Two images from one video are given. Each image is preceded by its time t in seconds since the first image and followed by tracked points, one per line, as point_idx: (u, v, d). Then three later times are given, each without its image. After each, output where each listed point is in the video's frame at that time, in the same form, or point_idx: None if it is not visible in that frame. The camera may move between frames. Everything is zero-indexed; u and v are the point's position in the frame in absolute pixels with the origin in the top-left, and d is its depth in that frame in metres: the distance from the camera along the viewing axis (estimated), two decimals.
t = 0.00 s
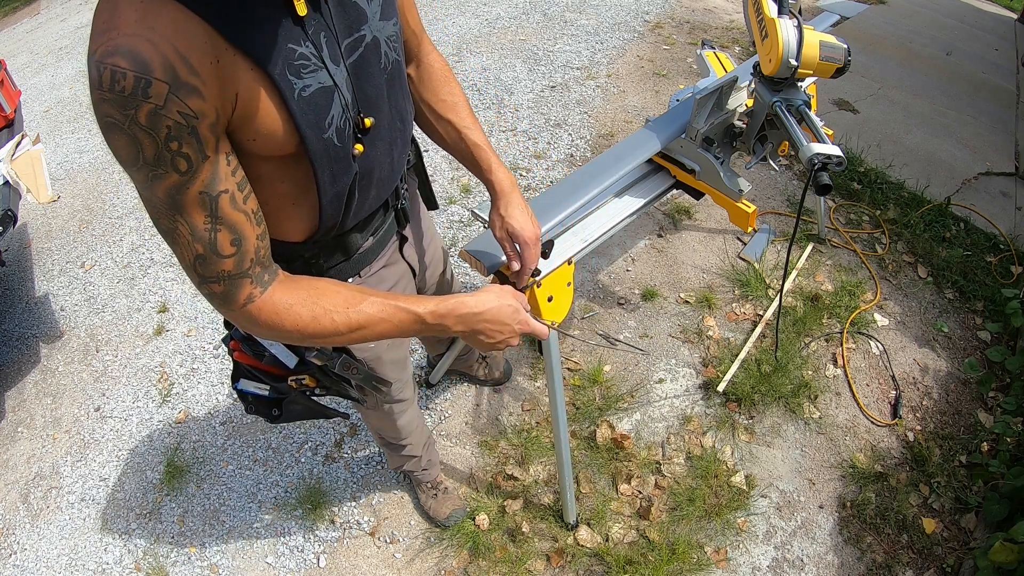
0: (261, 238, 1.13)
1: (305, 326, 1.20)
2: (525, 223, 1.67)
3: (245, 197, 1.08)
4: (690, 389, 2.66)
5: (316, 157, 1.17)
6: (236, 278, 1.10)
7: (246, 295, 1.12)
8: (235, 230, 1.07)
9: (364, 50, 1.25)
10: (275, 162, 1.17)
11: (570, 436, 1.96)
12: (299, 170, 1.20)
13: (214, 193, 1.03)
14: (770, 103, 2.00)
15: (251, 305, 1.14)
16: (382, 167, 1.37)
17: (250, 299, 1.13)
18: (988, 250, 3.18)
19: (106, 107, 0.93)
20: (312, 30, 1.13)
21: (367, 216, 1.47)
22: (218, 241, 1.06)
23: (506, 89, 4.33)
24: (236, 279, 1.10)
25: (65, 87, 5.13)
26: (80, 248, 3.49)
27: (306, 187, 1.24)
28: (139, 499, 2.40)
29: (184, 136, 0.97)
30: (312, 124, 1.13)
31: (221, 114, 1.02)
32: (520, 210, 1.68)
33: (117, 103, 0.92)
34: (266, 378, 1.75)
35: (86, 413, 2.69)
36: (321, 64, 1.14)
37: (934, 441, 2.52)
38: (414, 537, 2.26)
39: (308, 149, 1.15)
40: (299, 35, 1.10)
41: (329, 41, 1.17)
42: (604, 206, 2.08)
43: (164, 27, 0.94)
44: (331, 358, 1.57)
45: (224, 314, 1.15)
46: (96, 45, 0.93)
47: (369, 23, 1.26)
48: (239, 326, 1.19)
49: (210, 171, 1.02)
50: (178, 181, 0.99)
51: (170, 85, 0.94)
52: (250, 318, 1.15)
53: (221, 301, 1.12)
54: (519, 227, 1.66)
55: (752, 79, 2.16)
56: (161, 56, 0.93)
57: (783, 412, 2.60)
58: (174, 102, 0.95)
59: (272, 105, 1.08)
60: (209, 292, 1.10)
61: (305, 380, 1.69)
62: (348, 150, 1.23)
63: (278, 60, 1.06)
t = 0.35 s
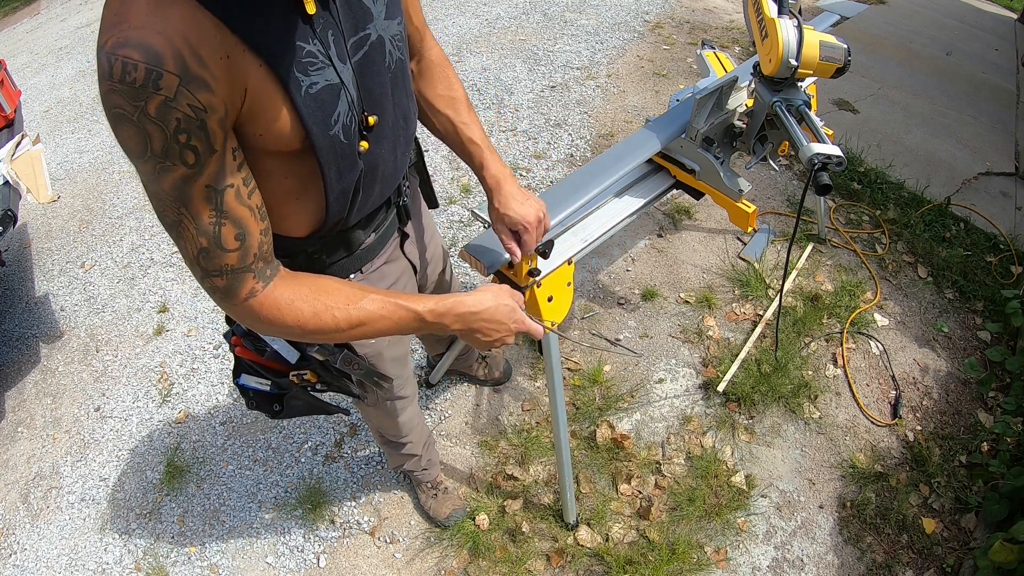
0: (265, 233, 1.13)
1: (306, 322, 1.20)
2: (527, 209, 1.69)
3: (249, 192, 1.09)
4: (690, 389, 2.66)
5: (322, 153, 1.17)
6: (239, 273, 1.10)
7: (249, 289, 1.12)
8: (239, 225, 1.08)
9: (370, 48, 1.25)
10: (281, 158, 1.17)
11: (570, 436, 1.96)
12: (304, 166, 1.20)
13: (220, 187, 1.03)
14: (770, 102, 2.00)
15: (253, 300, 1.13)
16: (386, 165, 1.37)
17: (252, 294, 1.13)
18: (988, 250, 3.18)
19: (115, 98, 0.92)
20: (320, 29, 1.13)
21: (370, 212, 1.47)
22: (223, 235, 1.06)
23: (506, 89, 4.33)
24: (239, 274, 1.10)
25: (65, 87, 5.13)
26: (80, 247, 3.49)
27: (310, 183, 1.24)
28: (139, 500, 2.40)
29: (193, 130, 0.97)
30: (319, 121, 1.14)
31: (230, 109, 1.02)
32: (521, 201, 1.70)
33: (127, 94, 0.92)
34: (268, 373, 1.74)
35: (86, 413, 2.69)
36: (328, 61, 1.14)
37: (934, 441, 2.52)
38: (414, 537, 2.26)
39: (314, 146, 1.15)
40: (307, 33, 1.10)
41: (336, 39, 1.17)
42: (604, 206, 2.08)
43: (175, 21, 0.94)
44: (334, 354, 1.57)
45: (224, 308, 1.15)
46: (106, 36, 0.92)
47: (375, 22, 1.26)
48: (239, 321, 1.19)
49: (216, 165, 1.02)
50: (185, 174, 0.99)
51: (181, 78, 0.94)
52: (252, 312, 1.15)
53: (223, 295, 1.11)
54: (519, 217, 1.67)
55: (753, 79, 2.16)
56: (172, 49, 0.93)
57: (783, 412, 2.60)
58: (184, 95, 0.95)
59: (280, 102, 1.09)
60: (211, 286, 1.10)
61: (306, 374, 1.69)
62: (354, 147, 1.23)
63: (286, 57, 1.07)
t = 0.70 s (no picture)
0: (240, 235, 1.13)
1: (267, 322, 1.19)
2: (472, 196, 1.79)
3: (232, 193, 1.09)
4: (691, 389, 2.66)
5: (329, 154, 1.17)
6: (207, 269, 1.09)
7: (215, 285, 1.11)
8: (215, 223, 1.07)
9: (379, 51, 1.25)
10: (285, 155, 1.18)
11: (570, 436, 1.95)
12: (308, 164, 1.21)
13: (204, 184, 1.03)
14: (769, 102, 2.00)
15: (217, 296, 1.12)
16: (392, 166, 1.37)
17: (217, 290, 1.12)
18: (988, 250, 3.18)
19: (117, 84, 0.92)
20: (331, 32, 1.13)
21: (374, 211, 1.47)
22: (197, 230, 1.06)
23: (506, 89, 4.33)
24: (207, 269, 1.09)
25: (65, 87, 5.13)
26: (80, 247, 3.49)
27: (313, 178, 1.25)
28: (139, 499, 2.40)
29: (187, 124, 0.97)
30: (324, 120, 1.14)
31: (231, 106, 1.02)
32: (469, 187, 1.80)
33: (129, 81, 0.92)
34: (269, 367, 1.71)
35: (86, 413, 2.69)
36: (337, 62, 1.14)
37: (934, 441, 2.52)
38: (414, 537, 2.26)
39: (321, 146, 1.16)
40: (318, 35, 1.10)
41: (348, 41, 1.17)
42: (604, 206, 2.08)
43: (189, 15, 0.94)
44: (335, 349, 1.56)
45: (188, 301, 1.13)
46: (116, 21, 0.93)
47: (384, 24, 1.26)
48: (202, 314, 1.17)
49: (205, 162, 1.01)
50: (173, 167, 0.99)
51: (183, 73, 0.94)
52: (213, 308, 1.13)
53: (188, 289, 1.10)
54: (462, 204, 1.78)
55: (752, 79, 2.16)
56: (179, 43, 0.93)
57: (783, 412, 2.60)
58: (184, 90, 0.95)
59: (286, 100, 1.09)
60: (178, 278, 1.09)
61: (307, 369, 1.67)
62: (361, 149, 1.24)
63: (294, 57, 1.07)
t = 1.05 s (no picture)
0: (240, 233, 1.13)
1: (267, 319, 1.19)
2: (470, 213, 1.69)
3: (233, 191, 1.09)
4: (690, 389, 2.66)
5: (326, 156, 1.18)
6: (209, 266, 1.09)
7: (216, 283, 1.11)
8: (217, 221, 1.07)
9: (379, 53, 1.25)
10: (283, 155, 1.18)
11: (570, 436, 1.96)
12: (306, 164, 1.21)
13: (206, 182, 1.03)
14: (770, 103, 2.00)
15: (218, 293, 1.12)
16: (391, 168, 1.37)
17: (218, 287, 1.12)
18: (988, 250, 3.18)
19: (120, 83, 0.92)
20: (332, 35, 1.13)
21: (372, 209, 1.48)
22: (199, 229, 1.05)
23: (506, 89, 4.33)
24: (209, 267, 1.10)
25: (65, 87, 5.13)
26: (80, 247, 3.49)
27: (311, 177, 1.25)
28: (139, 499, 2.39)
29: (190, 124, 0.97)
30: (322, 122, 1.14)
31: (232, 105, 1.02)
32: (469, 204, 1.70)
33: (132, 80, 0.92)
34: (265, 361, 1.70)
35: (86, 413, 2.69)
36: (336, 65, 1.14)
37: (934, 441, 2.52)
38: (414, 537, 2.26)
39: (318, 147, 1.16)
40: (318, 37, 1.10)
41: (348, 44, 1.17)
42: (604, 206, 2.08)
43: (193, 15, 0.94)
44: (330, 345, 1.52)
45: (188, 298, 1.13)
46: (119, 19, 0.92)
47: (385, 27, 1.26)
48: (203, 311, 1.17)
49: (207, 161, 1.02)
50: (175, 165, 0.99)
51: (187, 72, 0.94)
52: (214, 305, 1.14)
53: (189, 286, 1.10)
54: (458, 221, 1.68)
55: (753, 79, 2.16)
56: (183, 43, 0.93)
57: (783, 412, 2.60)
58: (187, 89, 0.95)
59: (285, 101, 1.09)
60: (179, 275, 1.09)
61: (303, 365, 1.65)
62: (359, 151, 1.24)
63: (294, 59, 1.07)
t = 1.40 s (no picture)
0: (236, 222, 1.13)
1: (265, 302, 1.19)
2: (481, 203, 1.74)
3: (228, 180, 1.08)
4: (690, 389, 2.66)
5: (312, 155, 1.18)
6: (205, 254, 1.09)
7: (212, 269, 1.12)
8: (212, 210, 1.07)
9: (372, 56, 1.25)
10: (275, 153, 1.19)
11: (570, 436, 1.95)
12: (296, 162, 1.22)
13: (201, 172, 1.03)
14: (769, 102, 2.00)
15: (216, 279, 1.13)
16: (383, 169, 1.38)
17: (215, 273, 1.12)
18: (988, 250, 3.18)
19: (111, 73, 0.92)
20: (323, 37, 1.13)
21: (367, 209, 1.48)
22: (194, 218, 1.05)
23: (506, 89, 4.33)
24: (204, 255, 1.10)
25: (65, 87, 5.13)
26: (80, 247, 3.49)
27: (303, 174, 1.26)
28: (139, 499, 2.40)
29: (182, 114, 0.97)
30: (311, 123, 1.15)
31: (223, 99, 1.02)
32: (478, 195, 1.75)
33: (123, 71, 0.92)
34: (262, 359, 1.71)
35: (86, 413, 2.69)
36: (327, 67, 1.14)
37: (934, 441, 2.52)
38: (414, 537, 2.26)
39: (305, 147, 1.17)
40: (310, 39, 1.10)
41: (339, 47, 1.17)
42: (604, 206, 2.08)
43: (185, 9, 0.94)
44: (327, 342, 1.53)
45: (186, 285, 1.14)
46: (111, 10, 0.92)
47: (379, 30, 1.26)
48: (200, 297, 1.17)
49: (201, 151, 1.01)
50: (168, 156, 0.99)
51: (178, 64, 0.94)
52: (211, 291, 1.14)
53: (187, 273, 1.10)
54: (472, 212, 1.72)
55: (752, 79, 2.16)
56: (174, 34, 0.93)
57: (783, 412, 2.60)
58: (179, 81, 0.95)
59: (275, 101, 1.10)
60: (176, 263, 1.09)
61: (300, 362, 1.66)
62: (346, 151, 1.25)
63: (285, 60, 1.07)
